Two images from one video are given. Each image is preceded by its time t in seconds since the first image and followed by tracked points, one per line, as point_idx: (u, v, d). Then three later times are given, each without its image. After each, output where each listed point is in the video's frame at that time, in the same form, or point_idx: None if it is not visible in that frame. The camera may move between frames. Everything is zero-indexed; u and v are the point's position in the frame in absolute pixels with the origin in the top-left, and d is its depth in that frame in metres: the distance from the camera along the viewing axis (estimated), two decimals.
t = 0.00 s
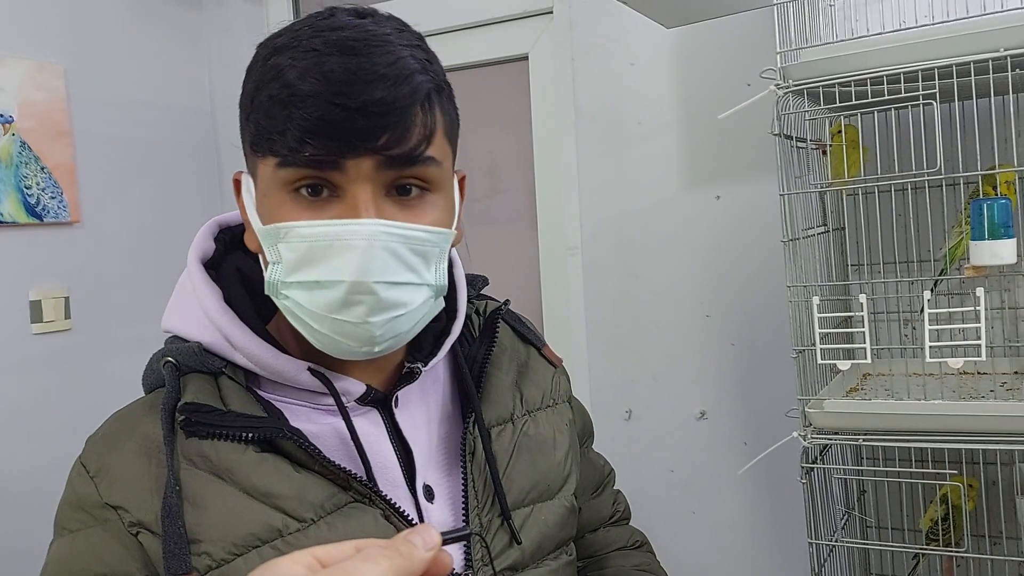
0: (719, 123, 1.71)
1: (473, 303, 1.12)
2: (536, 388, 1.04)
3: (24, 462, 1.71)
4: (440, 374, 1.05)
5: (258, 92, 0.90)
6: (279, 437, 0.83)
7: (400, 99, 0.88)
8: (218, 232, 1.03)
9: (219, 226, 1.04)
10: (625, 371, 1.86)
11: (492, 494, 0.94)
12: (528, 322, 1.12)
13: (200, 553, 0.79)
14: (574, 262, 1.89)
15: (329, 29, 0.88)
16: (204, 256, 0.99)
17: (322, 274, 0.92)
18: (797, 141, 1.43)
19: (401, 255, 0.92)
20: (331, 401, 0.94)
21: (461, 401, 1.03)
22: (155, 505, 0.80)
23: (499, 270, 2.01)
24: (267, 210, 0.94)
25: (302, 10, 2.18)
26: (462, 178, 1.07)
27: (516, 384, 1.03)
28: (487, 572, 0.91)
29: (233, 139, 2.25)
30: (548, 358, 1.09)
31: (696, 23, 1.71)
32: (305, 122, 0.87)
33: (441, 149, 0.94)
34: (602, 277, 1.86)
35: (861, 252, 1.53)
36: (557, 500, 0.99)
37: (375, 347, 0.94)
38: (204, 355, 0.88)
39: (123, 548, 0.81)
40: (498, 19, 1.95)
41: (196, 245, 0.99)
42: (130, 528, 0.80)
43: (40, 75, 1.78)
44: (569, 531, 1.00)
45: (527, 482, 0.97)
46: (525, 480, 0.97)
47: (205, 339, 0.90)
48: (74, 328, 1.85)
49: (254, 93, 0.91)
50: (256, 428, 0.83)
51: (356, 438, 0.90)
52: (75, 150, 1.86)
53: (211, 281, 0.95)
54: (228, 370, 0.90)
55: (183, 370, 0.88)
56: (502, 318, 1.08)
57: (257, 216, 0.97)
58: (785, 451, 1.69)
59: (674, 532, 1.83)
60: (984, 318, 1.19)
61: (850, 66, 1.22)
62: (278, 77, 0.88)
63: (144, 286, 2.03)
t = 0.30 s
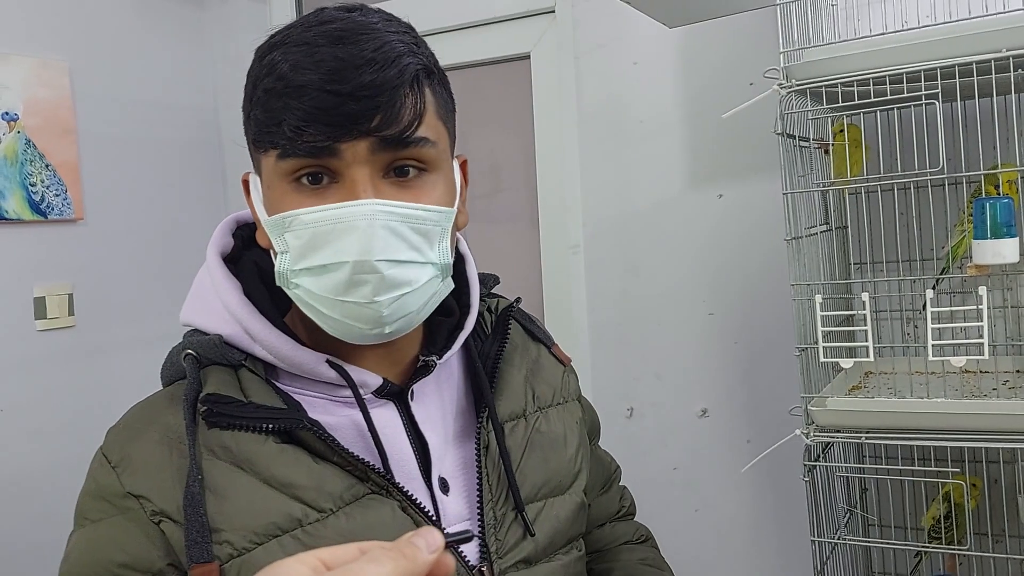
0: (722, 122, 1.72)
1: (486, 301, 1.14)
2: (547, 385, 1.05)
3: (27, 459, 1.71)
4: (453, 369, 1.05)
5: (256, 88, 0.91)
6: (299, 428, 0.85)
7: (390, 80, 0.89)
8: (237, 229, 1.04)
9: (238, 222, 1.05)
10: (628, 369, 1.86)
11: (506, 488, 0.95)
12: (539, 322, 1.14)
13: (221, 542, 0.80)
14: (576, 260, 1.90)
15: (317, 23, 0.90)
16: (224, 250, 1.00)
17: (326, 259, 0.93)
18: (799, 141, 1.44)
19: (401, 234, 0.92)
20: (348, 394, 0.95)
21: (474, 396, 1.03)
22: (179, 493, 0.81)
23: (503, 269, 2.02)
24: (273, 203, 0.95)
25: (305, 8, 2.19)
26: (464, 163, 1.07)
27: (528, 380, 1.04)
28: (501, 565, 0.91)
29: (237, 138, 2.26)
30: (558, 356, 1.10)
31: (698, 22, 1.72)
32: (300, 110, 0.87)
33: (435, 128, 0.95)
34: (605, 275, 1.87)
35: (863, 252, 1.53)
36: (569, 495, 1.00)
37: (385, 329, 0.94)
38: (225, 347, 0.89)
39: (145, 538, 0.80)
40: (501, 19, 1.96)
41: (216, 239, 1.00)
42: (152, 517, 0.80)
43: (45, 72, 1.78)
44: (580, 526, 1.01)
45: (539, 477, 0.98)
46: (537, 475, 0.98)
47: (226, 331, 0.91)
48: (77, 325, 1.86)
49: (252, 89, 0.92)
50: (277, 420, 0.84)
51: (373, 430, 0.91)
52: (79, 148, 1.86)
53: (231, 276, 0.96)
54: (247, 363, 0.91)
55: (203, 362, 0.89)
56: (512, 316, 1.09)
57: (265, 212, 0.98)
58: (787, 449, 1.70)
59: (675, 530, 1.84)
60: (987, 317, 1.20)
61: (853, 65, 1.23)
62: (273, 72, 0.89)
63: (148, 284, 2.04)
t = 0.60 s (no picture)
0: (724, 119, 1.71)
1: (492, 294, 1.13)
2: (555, 378, 1.04)
3: (26, 455, 1.71)
4: (460, 362, 1.05)
5: (250, 82, 0.91)
6: (307, 424, 0.84)
7: (381, 69, 0.88)
8: (241, 226, 1.03)
9: (243, 219, 1.04)
10: (629, 367, 1.86)
11: (514, 482, 0.94)
12: (546, 314, 1.13)
13: (229, 537, 0.79)
14: (576, 257, 1.89)
15: (306, 15, 0.89)
16: (229, 247, 1.00)
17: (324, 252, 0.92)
18: (802, 138, 1.43)
19: (398, 225, 0.92)
20: (355, 388, 0.95)
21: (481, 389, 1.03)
22: (187, 490, 0.81)
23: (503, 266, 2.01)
24: (272, 198, 0.95)
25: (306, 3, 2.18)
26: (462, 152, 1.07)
27: (536, 374, 1.03)
28: (511, 560, 0.91)
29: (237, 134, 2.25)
30: (566, 350, 1.09)
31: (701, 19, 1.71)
32: (293, 103, 0.87)
33: (430, 116, 0.94)
34: (607, 273, 1.86)
35: (864, 250, 1.52)
36: (577, 489, 1.00)
37: (387, 321, 0.94)
38: (232, 344, 0.89)
39: (154, 535, 0.80)
40: (502, 15, 1.95)
41: (220, 237, 0.99)
42: (160, 514, 0.80)
43: (45, 68, 1.78)
44: (588, 520, 1.01)
45: (548, 472, 0.97)
46: (546, 469, 0.97)
47: (233, 328, 0.90)
48: (77, 321, 1.85)
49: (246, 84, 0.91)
50: (284, 416, 0.83)
51: (380, 425, 0.90)
52: (79, 143, 1.86)
53: (237, 272, 0.95)
54: (255, 359, 0.90)
55: (211, 359, 0.88)
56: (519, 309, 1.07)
57: (264, 207, 0.97)
58: (789, 447, 1.69)
59: (676, 528, 1.83)
60: (991, 316, 1.19)
61: (859, 61, 1.22)
62: (265, 65, 0.89)
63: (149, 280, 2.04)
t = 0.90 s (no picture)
0: (725, 120, 1.71)
1: (505, 296, 1.13)
2: (566, 383, 1.04)
3: (24, 453, 1.70)
4: (470, 365, 1.05)
5: (267, 80, 0.91)
6: (311, 421, 0.84)
7: (399, 73, 0.88)
8: (258, 222, 1.03)
9: (261, 215, 1.04)
10: (628, 368, 1.86)
11: (520, 486, 0.94)
12: (559, 319, 1.13)
13: (232, 532, 0.79)
14: (576, 258, 1.89)
15: (326, 15, 0.89)
16: (244, 244, 1.00)
17: (337, 253, 0.92)
18: (802, 139, 1.43)
19: (412, 228, 0.92)
20: (362, 387, 0.94)
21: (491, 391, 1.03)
22: (192, 484, 0.80)
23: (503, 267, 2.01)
24: (285, 197, 0.94)
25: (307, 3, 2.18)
26: (478, 156, 1.07)
27: (547, 378, 1.03)
28: (512, 563, 0.90)
29: (237, 133, 2.25)
30: (578, 355, 1.09)
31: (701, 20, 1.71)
32: (310, 104, 0.87)
33: (447, 120, 0.93)
34: (607, 274, 1.86)
35: (864, 251, 1.52)
36: (583, 495, 0.99)
37: (398, 324, 0.94)
38: (241, 339, 0.89)
39: (159, 528, 0.81)
40: (503, 14, 1.95)
41: (236, 233, 0.99)
42: (165, 507, 0.80)
43: (45, 66, 1.78)
44: (593, 527, 1.00)
45: (554, 477, 0.97)
46: (552, 474, 0.97)
47: (243, 324, 0.91)
48: (76, 320, 1.85)
49: (264, 81, 0.91)
50: (289, 412, 0.84)
51: (386, 424, 0.90)
52: (79, 142, 1.86)
53: (249, 268, 0.96)
54: (263, 355, 0.90)
55: (221, 354, 0.88)
56: (531, 312, 1.08)
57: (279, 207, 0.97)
58: (788, 449, 1.69)
59: (675, 530, 1.83)
60: (990, 317, 1.19)
61: (859, 63, 1.22)
62: (284, 65, 0.89)
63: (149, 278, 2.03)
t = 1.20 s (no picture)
0: (721, 121, 1.72)
1: (511, 296, 1.13)
2: (571, 384, 1.04)
3: (22, 452, 1.70)
4: (472, 365, 1.05)
5: (270, 88, 0.90)
6: (306, 423, 0.84)
7: (403, 81, 0.87)
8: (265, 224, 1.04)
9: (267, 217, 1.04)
10: (625, 368, 1.86)
11: (518, 488, 0.94)
12: (567, 319, 1.12)
13: (224, 532, 0.80)
14: (573, 258, 1.89)
15: (329, 21, 0.88)
16: (248, 245, 1.00)
17: (343, 263, 0.91)
18: (798, 140, 1.43)
19: (417, 238, 0.91)
20: (359, 389, 0.94)
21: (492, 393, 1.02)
22: (189, 484, 0.81)
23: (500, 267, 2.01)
24: (289, 204, 0.93)
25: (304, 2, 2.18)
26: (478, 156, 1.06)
27: (550, 379, 1.03)
28: (510, 565, 0.91)
29: (234, 132, 2.25)
30: (585, 357, 1.08)
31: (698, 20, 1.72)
32: (314, 113, 0.86)
33: (452, 127, 0.92)
34: (604, 274, 1.86)
35: (859, 251, 1.53)
36: (585, 497, 0.99)
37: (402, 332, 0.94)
38: (240, 341, 0.90)
39: (159, 527, 0.82)
40: (500, 14, 1.95)
41: (240, 234, 1.00)
42: (164, 506, 0.81)
43: (42, 64, 1.77)
44: (596, 529, 1.00)
45: (554, 478, 0.97)
46: (553, 476, 0.97)
47: (243, 326, 0.92)
48: (73, 319, 1.85)
49: (266, 89, 0.90)
50: (284, 414, 0.84)
51: (382, 426, 0.90)
52: (77, 140, 1.86)
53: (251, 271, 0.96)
54: (261, 357, 0.91)
55: (221, 355, 0.90)
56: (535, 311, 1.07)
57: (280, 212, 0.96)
58: (783, 448, 1.69)
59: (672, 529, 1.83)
60: (985, 318, 1.19)
61: (856, 64, 1.22)
62: (288, 73, 0.87)
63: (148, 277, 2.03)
